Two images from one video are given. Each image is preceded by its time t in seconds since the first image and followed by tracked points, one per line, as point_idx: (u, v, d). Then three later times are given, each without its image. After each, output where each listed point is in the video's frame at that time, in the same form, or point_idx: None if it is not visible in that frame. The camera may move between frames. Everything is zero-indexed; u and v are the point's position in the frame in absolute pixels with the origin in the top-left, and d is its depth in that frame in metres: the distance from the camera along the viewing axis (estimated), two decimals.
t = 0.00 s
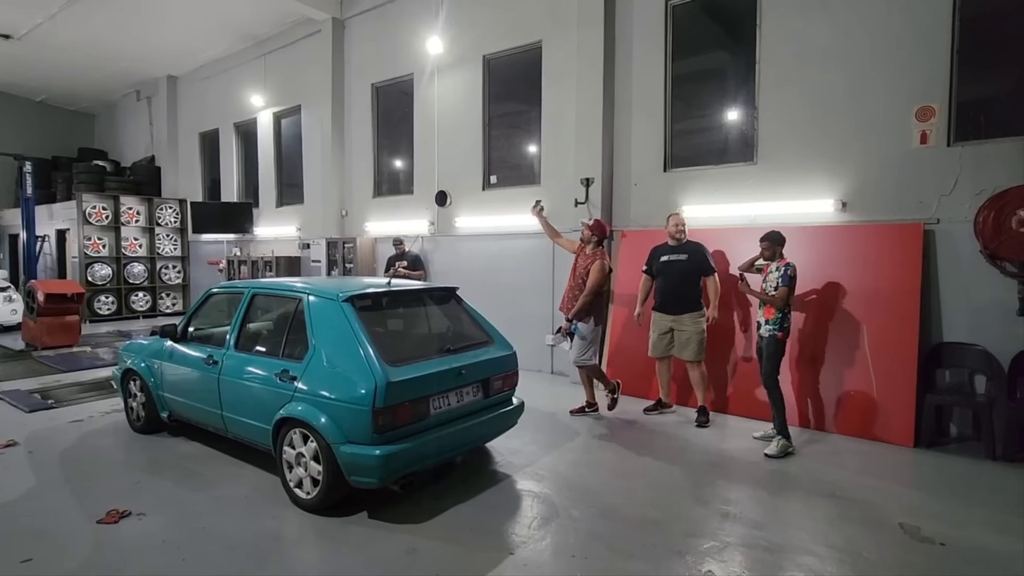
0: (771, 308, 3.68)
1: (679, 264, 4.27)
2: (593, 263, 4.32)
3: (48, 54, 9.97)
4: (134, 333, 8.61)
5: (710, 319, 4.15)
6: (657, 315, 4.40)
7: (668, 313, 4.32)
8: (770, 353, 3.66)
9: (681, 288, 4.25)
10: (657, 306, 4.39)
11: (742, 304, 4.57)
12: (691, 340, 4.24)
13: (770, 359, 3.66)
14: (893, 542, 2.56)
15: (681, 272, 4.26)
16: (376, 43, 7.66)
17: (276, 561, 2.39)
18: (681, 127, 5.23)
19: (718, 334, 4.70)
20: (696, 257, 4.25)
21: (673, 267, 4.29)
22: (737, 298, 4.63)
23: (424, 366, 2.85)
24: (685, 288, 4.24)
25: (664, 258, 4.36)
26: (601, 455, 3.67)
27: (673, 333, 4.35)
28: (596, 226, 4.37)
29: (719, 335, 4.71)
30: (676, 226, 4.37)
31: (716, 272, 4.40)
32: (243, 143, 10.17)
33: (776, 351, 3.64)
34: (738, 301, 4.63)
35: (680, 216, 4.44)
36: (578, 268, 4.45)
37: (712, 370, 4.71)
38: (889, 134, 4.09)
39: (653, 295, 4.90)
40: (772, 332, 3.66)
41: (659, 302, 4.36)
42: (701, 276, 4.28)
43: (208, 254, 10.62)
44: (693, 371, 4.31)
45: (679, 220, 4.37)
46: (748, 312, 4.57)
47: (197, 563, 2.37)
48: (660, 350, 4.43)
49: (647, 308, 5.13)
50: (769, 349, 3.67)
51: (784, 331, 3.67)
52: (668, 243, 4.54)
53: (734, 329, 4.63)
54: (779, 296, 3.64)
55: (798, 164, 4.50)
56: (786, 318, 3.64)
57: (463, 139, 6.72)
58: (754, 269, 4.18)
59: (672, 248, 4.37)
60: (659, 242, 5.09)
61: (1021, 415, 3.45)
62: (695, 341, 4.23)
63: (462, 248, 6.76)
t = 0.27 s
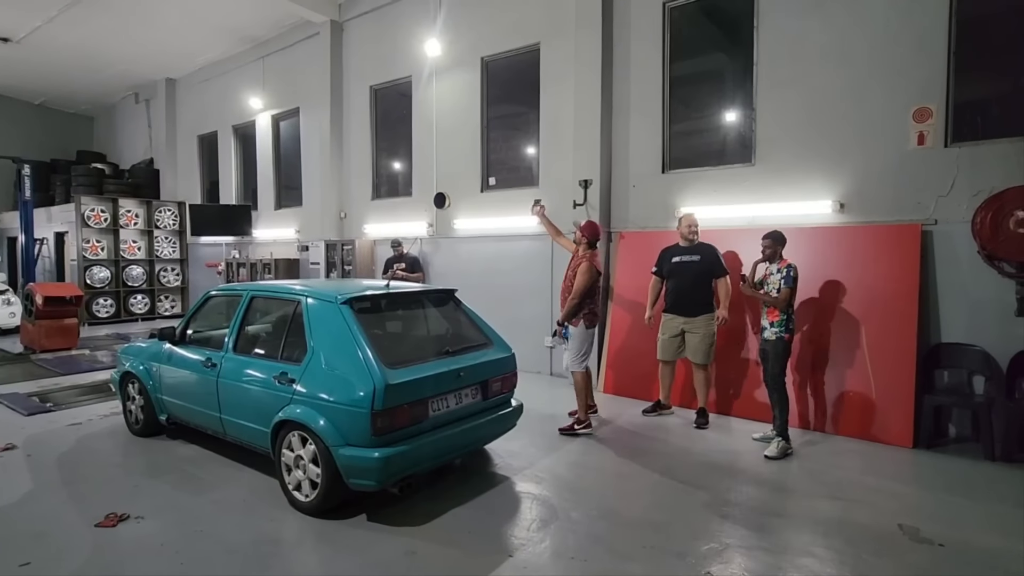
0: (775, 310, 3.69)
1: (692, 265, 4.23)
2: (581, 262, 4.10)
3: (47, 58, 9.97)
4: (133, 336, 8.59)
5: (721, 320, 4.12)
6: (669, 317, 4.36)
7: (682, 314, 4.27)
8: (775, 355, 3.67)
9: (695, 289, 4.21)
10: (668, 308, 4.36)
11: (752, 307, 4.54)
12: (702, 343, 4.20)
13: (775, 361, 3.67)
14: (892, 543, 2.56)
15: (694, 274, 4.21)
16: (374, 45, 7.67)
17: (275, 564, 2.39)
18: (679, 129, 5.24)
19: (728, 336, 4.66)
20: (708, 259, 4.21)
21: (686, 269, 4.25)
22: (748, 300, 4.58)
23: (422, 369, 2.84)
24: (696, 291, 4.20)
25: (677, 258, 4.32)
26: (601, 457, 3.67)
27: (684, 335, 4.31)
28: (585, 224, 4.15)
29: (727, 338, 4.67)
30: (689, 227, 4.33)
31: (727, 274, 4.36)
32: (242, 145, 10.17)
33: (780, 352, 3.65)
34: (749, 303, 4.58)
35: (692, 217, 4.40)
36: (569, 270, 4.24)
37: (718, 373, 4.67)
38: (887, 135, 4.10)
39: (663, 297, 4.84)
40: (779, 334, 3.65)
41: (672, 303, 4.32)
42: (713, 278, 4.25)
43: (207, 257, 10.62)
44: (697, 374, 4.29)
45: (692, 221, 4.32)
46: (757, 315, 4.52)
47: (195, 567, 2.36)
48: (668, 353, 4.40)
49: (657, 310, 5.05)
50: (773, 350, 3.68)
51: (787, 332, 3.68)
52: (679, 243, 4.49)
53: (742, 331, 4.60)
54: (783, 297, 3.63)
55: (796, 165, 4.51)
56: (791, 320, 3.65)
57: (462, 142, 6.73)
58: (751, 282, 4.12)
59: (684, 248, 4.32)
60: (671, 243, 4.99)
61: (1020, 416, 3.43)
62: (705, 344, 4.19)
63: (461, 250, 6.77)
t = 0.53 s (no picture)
0: (783, 310, 3.74)
1: (699, 266, 4.22)
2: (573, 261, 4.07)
3: (40, 60, 9.93)
4: (128, 339, 8.55)
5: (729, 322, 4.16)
6: (673, 317, 4.36)
7: (687, 315, 4.27)
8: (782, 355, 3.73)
9: (701, 290, 4.20)
10: (673, 309, 4.35)
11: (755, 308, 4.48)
12: (705, 343, 4.23)
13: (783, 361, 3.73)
14: (888, 542, 2.57)
15: (700, 274, 4.21)
16: (369, 47, 7.66)
17: (272, 567, 2.38)
18: (675, 129, 5.25)
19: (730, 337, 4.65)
20: (716, 261, 4.19)
21: (692, 270, 4.24)
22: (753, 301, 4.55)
23: (419, 370, 2.84)
24: (701, 292, 4.20)
25: (683, 259, 4.31)
26: (598, 458, 3.67)
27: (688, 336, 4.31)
28: (575, 223, 4.08)
29: (730, 338, 4.65)
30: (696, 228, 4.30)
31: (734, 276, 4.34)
32: (237, 147, 10.14)
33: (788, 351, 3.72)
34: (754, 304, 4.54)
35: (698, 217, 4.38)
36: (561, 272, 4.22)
37: (718, 373, 4.67)
38: (880, 136, 4.12)
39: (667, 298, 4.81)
40: (787, 334, 3.71)
41: (677, 304, 4.31)
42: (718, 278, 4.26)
43: (202, 259, 10.59)
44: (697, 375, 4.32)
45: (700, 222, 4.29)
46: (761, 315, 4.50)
47: (192, 571, 2.35)
48: (669, 352, 4.41)
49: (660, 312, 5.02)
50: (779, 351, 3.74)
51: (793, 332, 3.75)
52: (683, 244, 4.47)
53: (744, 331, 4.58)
54: (792, 296, 3.70)
55: (791, 165, 4.53)
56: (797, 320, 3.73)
57: (457, 143, 6.73)
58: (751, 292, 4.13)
59: (690, 249, 4.31)
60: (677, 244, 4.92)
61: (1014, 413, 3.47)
62: (709, 346, 4.22)
63: (458, 251, 6.76)
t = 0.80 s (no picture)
0: (787, 312, 3.77)
1: (698, 267, 4.20)
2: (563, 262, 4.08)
3: (26, 59, 9.80)
4: (116, 341, 8.46)
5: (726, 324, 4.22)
6: (669, 318, 4.34)
7: (684, 315, 4.25)
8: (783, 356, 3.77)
9: (699, 292, 4.19)
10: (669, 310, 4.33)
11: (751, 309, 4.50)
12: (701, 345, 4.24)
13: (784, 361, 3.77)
14: (877, 540, 2.60)
15: (698, 275, 4.20)
16: (361, 47, 7.63)
17: (263, 571, 2.36)
18: (666, 130, 5.28)
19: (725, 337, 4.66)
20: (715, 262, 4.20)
21: (691, 271, 4.21)
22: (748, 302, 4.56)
23: (411, 372, 2.84)
24: (700, 292, 4.20)
25: (682, 262, 4.26)
26: (591, 458, 3.68)
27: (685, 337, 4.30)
28: (562, 223, 4.08)
29: (725, 338, 4.67)
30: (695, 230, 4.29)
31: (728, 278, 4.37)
32: (227, 147, 10.07)
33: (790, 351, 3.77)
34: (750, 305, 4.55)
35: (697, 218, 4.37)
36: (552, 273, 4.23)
37: (711, 373, 4.70)
38: (869, 138, 4.17)
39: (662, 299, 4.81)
40: (790, 336, 3.76)
41: (673, 304, 4.29)
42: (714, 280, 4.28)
43: (192, 260, 10.50)
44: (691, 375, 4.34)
45: (699, 224, 4.29)
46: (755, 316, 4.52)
47: None
48: (665, 353, 4.40)
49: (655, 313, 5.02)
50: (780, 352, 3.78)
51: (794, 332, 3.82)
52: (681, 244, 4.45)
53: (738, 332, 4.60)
54: (797, 298, 3.76)
55: (781, 167, 4.56)
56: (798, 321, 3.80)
57: (449, 144, 6.73)
58: (745, 295, 4.13)
59: (689, 249, 4.28)
60: (674, 244, 4.90)
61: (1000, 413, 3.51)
62: (704, 347, 4.24)
63: (450, 252, 6.75)
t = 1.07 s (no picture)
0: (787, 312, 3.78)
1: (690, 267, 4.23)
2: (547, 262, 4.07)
3: (5, 57, 9.63)
4: (99, 344, 8.33)
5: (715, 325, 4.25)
6: (661, 318, 4.32)
7: (676, 316, 4.25)
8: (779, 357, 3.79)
9: (692, 293, 4.21)
10: (659, 310, 4.32)
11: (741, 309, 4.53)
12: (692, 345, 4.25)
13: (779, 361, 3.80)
14: (861, 538, 2.63)
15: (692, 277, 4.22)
16: (348, 47, 7.59)
17: None
18: (653, 131, 5.30)
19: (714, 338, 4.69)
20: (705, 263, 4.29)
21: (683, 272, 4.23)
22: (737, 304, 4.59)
23: (399, 375, 2.83)
24: (692, 293, 4.21)
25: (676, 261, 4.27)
26: (579, 459, 3.69)
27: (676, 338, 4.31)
28: (550, 224, 4.05)
29: (715, 339, 4.70)
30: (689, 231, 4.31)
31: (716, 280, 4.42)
32: (212, 147, 9.96)
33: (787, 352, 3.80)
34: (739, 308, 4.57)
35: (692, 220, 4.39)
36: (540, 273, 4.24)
37: (700, 373, 4.72)
38: (852, 139, 4.21)
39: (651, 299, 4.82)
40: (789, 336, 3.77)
41: (667, 305, 4.27)
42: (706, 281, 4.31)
43: (177, 261, 10.37)
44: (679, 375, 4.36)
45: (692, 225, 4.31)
46: (744, 319, 4.56)
47: None
48: (655, 353, 4.39)
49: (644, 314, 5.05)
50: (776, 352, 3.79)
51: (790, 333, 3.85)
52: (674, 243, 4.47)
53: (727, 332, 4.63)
54: (796, 298, 3.81)
55: (767, 168, 4.60)
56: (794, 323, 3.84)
57: (437, 145, 6.70)
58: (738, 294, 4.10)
59: (682, 250, 4.30)
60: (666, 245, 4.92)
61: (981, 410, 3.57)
62: (694, 348, 4.26)
63: (438, 253, 6.73)
